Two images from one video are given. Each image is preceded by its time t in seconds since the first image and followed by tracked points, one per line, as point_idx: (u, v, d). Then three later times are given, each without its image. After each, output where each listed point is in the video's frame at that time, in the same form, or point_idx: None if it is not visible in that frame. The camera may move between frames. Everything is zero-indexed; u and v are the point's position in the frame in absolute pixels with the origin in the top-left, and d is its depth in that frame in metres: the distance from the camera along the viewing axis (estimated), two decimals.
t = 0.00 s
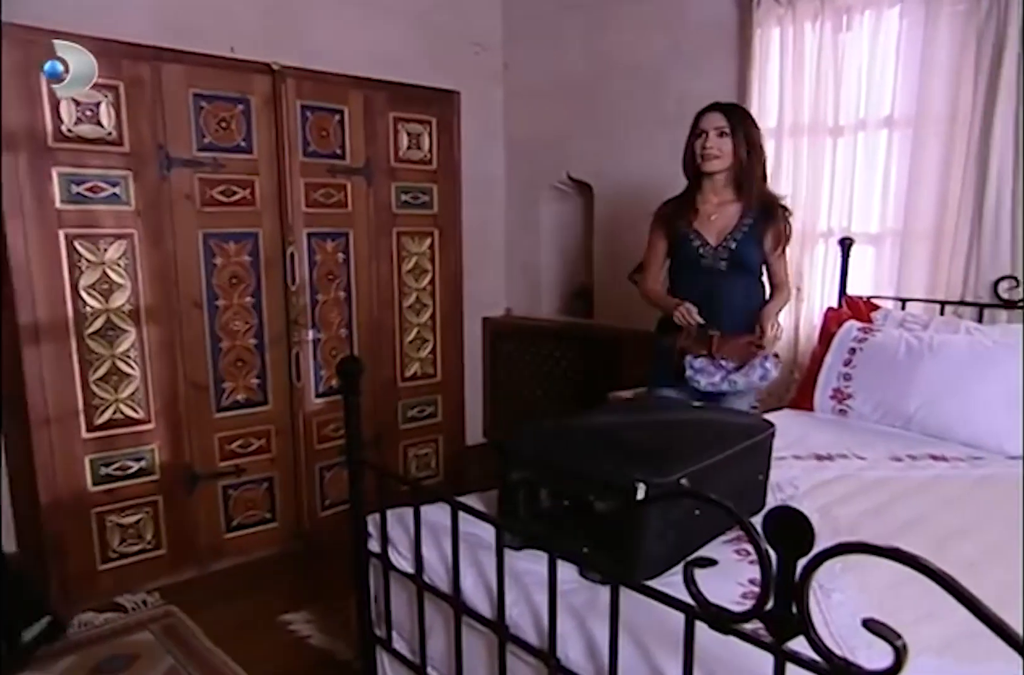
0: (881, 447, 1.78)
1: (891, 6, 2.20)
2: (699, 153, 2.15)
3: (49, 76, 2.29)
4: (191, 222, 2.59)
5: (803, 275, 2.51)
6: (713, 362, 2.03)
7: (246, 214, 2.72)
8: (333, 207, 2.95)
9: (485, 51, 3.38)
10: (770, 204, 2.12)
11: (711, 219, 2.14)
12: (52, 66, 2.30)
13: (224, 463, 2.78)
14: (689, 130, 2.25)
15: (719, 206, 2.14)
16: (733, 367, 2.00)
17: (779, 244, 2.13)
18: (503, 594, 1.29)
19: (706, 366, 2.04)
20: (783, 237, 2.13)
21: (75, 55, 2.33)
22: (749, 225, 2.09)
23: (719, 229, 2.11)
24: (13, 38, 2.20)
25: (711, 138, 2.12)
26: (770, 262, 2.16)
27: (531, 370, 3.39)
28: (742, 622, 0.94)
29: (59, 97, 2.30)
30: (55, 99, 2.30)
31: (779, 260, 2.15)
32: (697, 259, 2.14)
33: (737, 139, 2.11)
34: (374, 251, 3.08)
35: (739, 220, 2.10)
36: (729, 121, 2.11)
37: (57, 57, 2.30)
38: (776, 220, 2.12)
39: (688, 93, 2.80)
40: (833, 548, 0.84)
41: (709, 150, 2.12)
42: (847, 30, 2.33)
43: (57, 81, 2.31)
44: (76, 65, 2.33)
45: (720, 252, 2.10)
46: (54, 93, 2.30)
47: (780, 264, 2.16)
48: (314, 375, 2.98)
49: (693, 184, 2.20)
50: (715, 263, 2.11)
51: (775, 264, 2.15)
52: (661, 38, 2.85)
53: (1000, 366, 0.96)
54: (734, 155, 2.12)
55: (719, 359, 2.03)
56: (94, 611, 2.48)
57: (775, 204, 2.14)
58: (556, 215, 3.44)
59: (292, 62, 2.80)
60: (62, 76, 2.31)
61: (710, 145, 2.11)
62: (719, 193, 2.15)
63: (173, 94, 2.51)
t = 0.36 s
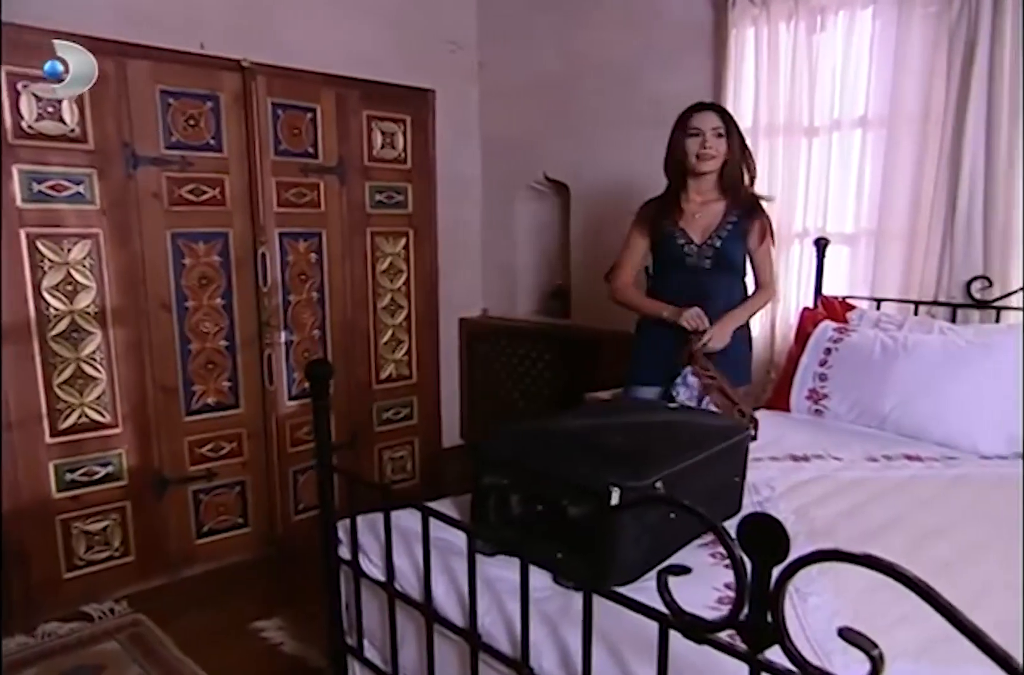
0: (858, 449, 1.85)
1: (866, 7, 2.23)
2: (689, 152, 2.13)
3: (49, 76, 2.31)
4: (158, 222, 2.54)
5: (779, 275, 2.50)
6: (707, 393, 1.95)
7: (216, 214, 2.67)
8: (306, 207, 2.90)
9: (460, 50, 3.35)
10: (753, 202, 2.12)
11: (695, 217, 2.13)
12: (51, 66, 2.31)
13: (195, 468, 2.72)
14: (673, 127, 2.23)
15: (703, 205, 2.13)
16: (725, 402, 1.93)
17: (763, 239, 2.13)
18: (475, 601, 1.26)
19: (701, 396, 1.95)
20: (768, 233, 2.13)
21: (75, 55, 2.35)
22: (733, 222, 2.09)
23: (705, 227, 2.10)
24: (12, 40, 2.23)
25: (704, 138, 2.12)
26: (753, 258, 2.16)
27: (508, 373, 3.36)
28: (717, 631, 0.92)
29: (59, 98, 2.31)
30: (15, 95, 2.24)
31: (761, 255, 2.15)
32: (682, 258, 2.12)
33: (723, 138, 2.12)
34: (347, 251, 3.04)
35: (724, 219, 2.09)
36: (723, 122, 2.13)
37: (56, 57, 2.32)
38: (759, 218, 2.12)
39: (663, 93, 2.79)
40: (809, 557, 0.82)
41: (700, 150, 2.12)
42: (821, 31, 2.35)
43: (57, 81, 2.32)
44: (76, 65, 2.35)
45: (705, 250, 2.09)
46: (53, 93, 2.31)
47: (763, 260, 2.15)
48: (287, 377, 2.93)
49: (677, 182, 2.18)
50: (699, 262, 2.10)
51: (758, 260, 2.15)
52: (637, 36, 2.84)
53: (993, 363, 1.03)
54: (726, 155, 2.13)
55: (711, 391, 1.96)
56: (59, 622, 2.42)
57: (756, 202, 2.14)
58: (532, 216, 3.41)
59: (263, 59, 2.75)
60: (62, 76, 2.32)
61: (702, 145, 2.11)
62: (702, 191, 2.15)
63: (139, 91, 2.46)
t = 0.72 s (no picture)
0: (840, 449, 1.88)
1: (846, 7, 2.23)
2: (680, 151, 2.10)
3: (49, 76, 2.32)
4: (134, 222, 2.50)
5: (763, 275, 2.49)
6: (695, 379, 2.04)
7: (193, 213, 2.63)
8: (286, 206, 2.87)
9: (441, 48, 3.32)
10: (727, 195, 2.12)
11: (671, 218, 2.13)
12: (51, 66, 2.32)
13: (173, 471, 2.68)
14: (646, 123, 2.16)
15: (677, 205, 2.13)
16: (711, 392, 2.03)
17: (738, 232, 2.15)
18: (454, 607, 1.24)
19: (689, 382, 2.05)
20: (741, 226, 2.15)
21: (74, 55, 2.36)
22: (706, 221, 2.10)
23: (679, 228, 2.12)
24: (12, 40, 2.24)
25: (697, 138, 2.10)
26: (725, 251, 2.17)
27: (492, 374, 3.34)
28: (699, 637, 0.90)
29: (59, 98, 2.32)
30: None
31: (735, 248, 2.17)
32: (657, 261, 2.11)
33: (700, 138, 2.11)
34: (328, 251, 3.00)
35: (698, 218, 2.10)
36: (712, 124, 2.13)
37: (56, 57, 2.32)
38: (731, 213, 2.12)
39: (645, 91, 2.78)
40: (792, 561, 0.81)
41: (693, 151, 2.10)
42: (802, 31, 2.34)
43: (56, 81, 2.33)
44: (75, 65, 2.36)
45: (679, 252, 2.09)
46: (54, 93, 2.32)
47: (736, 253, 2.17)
48: (266, 378, 2.90)
49: (653, 183, 2.14)
50: (674, 263, 2.10)
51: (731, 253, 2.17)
52: (619, 34, 2.83)
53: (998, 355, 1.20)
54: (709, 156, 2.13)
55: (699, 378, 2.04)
56: (33, 629, 2.37)
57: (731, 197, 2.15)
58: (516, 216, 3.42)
59: (241, 56, 2.71)
60: (61, 76, 2.33)
61: (697, 146, 2.10)
62: (679, 191, 2.14)
63: (114, 88, 2.42)
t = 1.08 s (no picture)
0: (827, 449, 1.87)
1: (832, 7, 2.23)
2: (669, 150, 2.09)
3: (50, 76, 2.32)
4: (116, 222, 2.47)
5: (750, 273, 2.49)
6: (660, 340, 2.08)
7: (176, 213, 2.60)
8: (270, 206, 2.84)
9: (428, 47, 3.30)
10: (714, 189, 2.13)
11: (658, 217, 2.12)
12: (51, 66, 2.32)
13: (157, 473, 2.65)
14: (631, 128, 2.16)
15: (665, 204, 2.12)
16: (666, 356, 2.10)
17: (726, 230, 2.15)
18: (439, 611, 1.22)
19: (653, 340, 2.09)
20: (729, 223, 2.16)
21: (75, 55, 2.37)
22: (696, 220, 2.08)
23: (667, 227, 2.10)
24: None
25: (688, 138, 2.09)
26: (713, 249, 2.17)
27: (480, 374, 3.32)
28: (685, 641, 0.89)
29: (59, 98, 2.33)
30: None
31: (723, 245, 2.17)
32: (647, 261, 2.10)
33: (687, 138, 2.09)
34: (314, 251, 2.98)
35: (686, 216, 2.09)
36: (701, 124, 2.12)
37: (56, 57, 2.33)
38: (719, 212, 2.11)
39: (632, 90, 2.78)
40: (779, 565, 0.80)
41: (684, 151, 2.09)
42: (788, 31, 2.34)
43: (57, 81, 2.34)
44: (76, 65, 2.37)
45: (668, 251, 2.08)
46: (54, 93, 2.33)
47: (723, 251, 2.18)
48: (251, 379, 2.87)
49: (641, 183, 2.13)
50: (664, 263, 2.09)
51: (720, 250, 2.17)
52: (606, 33, 2.83)
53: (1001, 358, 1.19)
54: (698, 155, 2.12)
55: (663, 343, 2.09)
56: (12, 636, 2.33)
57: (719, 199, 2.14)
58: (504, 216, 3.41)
59: (224, 54, 2.68)
60: (62, 76, 2.34)
61: (687, 145, 2.09)
62: (667, 191, 2.13)
63: (94, 86, 2.39)
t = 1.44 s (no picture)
0: (817, 449, 1.87)
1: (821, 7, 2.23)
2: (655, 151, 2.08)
3: (50, 76, 2.32)
4: (101, 221, 2.44)
5: (740, 273, 2.49)
6: (652, 327, 2.03)
7: (163, 213, 2.58)
8: (258, 206, 2.82)
9: (417, 45, 3.29)
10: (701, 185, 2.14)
11: (647, 217, 2.12)
12: (52, 66, 2.32)
13: (143, 475, 2.62)
14: (615, 132, 2.14)
15: (654, 204, 2.12)
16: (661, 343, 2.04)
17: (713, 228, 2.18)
18: (425, 615, 1.21)
19: (645, 327, 2.04)
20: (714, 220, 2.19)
21: (75, 55, 2.37)
22: (685, 219, 2.09)
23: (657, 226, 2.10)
24: None
25: (673, 139, 2.08)
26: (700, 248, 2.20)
27: (470, 374, 3.31)
28: (674, 646, 0.88)
29: (59, 98, 2.33)
30: None
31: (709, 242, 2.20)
32: (637, 261, 2.09)
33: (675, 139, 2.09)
34: (302, 251, 2.96)
35: (675, 215, 2.10)
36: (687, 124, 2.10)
37: (56, 57, 2.33)
38: (707, 211, 2.12)
39: (621, 89, 2.77)
40: (768, 569, 0.79)
41: (671, 151, 2.09)
42: (777, 31, 2.34)
43: (57, 81, 2.34)
44: (76, 65, 2.37)
45: (658, 251, 2.08)
46: (54, 94, 2.33)
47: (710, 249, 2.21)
48: (239, 380, 2.84)
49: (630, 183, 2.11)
50: (655, 262, 2.08)
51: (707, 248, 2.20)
52: (597, 32, 2.82)
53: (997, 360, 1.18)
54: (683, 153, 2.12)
55: (656, 331, 2.04)
56: None
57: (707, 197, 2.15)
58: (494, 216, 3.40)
59: (212, 53, 2.66)
60: (62, 76, 2.34)
61: (673, 146, 2.08)
62: (655, 192, 2.12)
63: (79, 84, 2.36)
